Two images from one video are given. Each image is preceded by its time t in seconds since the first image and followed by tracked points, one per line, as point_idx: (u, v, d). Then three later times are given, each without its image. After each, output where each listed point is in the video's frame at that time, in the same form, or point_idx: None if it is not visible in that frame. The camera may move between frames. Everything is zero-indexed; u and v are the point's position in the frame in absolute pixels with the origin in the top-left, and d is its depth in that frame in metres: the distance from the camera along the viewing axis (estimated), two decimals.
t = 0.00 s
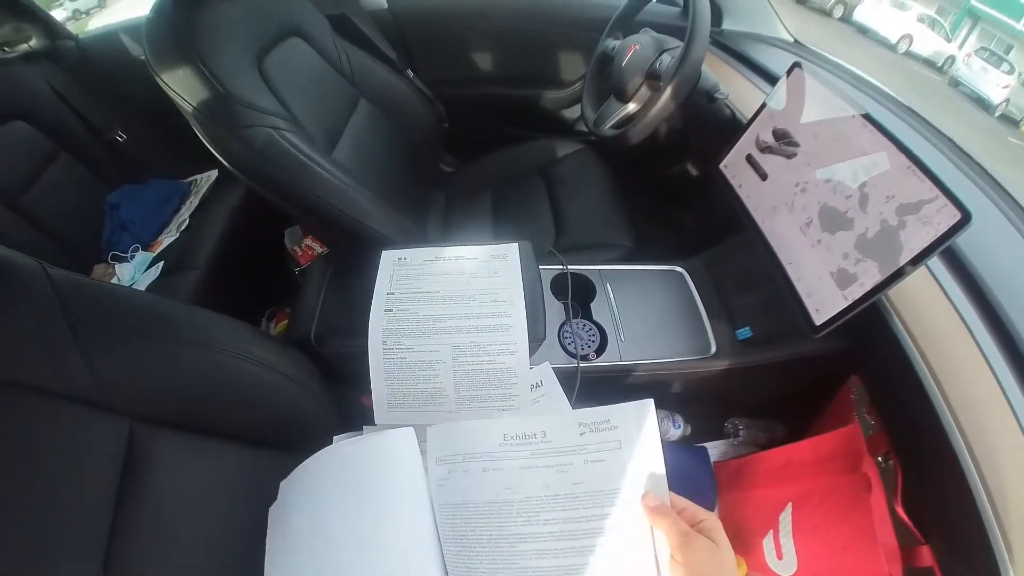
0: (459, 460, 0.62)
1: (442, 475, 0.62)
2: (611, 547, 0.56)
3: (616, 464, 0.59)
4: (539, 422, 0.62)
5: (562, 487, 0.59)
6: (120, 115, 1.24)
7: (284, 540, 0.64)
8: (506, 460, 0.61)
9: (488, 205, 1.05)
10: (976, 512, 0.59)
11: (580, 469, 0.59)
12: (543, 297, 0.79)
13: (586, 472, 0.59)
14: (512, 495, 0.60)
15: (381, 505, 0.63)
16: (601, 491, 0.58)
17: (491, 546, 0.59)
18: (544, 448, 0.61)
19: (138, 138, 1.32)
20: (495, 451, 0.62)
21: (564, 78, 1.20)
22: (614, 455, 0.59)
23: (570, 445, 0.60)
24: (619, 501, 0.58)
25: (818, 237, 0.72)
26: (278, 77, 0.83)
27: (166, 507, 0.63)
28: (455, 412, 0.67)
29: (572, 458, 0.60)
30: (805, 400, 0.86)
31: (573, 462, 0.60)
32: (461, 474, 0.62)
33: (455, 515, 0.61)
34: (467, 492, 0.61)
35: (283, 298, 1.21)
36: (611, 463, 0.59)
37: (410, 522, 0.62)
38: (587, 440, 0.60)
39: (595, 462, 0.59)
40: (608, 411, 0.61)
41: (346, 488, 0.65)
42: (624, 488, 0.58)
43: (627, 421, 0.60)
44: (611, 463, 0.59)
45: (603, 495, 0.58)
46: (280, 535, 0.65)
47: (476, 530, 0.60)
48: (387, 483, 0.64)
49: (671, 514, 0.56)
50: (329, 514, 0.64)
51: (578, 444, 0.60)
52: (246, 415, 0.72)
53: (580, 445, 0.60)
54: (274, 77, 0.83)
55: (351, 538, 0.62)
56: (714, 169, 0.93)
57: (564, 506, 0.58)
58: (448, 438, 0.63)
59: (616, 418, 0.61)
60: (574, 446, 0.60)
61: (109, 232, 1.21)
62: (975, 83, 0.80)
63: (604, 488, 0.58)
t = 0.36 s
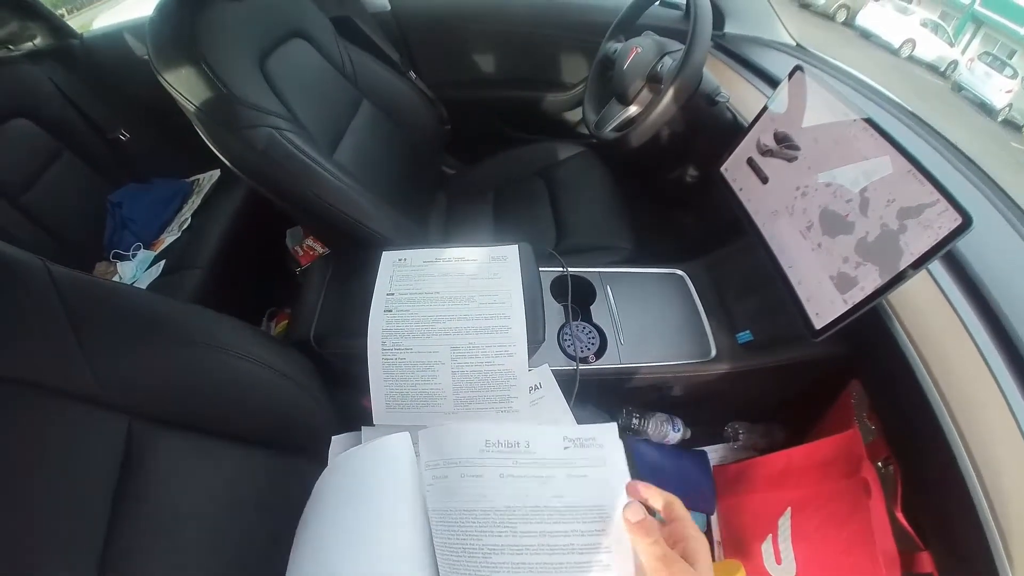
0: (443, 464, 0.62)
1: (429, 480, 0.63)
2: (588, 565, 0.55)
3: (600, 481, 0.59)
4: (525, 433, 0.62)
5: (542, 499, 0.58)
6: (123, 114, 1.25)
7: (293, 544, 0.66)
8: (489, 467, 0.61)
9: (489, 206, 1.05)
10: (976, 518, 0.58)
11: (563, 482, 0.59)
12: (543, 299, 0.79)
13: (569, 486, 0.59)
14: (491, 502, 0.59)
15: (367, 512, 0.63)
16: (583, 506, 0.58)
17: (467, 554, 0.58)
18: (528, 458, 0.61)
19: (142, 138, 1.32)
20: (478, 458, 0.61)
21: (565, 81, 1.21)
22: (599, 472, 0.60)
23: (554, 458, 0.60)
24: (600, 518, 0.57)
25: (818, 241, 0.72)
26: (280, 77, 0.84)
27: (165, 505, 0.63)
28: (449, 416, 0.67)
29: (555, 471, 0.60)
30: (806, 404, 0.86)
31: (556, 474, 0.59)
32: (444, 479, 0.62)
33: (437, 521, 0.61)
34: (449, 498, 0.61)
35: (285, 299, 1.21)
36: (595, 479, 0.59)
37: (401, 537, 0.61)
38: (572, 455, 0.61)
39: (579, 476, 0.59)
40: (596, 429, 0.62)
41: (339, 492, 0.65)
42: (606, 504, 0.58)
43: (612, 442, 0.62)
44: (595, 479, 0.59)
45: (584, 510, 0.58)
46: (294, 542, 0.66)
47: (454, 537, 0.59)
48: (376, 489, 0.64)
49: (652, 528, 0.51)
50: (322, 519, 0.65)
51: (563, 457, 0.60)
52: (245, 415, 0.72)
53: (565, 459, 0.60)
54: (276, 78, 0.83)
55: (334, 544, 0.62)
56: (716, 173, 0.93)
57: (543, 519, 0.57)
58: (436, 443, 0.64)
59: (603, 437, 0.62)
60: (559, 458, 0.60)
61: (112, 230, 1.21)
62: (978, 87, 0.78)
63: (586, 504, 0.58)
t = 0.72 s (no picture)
0: (451, 463, 0.63)
1: (433, 477, 0.63)
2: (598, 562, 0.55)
3: (608, 477, 0.58)
4: (532, 429, 0.62)
5: (550, 497, 0.58)
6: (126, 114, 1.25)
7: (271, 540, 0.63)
8: (497, 465, 0.61)
9: (491, 208, 1.05)
10: (979, 522, 0.58)
11: (570, 478, 0.59)
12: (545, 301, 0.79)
13: (576, 482, 0.58)
14: (500, 501, 0.59)
15: (367, 509, 0.62)
16: (590, 503, 0.57)
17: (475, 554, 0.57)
18: (534, 455, 0.60)
19: (145, 137, 1.32)
20: (486, 456, 0.62)
21: (569, 84, 1.21)
22: (607, 467, 0.59)
23: (562, 454, 0.60)
24: (608, 514, 0.57)
25: (821, 244, 0.72)
26: (285, 77, 0.84)
27: (164, 504, 0.63)
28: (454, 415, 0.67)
29: (562, 467, 0.59)
30: (808, 409, 0.86)
31: (563, 471, 0.59)
32: (452, 478, 0.62)
33: (443, 519, 0.60)
34: (457, 496, 0.61)
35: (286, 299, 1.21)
36: (602, 475, 0.58)
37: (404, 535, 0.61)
38: (579, 450, 0.60)
39: (586, 473, 0.59)
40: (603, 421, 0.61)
41: (332, 488, 0.63)
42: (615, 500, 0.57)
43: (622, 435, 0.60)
44: (603, 475, 0.58)
45: (591, 506, 0.57)
46: (272, 538, 0.63)
47: (462, 536, 0.59)
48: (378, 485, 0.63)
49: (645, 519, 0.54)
50: (312, 518, 0.62)
51: (570, 453, 0.60)
52: (246, 414, 0.72)
53: (572, 454, 0.60)
54: (281, 78, 0.83)
55: (328, 543, 0.60)
56: (719, 176, 0.93)
57: (550, 517, 0.57)
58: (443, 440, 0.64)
59: (611, 430, 0.60)
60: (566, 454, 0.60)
61: (114, 229, 1.21)
62: (981, 91, 0.77)
63: (593, 500, 0.57)
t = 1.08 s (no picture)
0: (419, 463, 0.60)
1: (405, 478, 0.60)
2: (581, 550, 0.55)
3: (583, 464, 0.57)
4: (499, 421, 0.59)
5: (523, 490, 0.56)
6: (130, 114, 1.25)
7: (276, 539, 0.64)
8: (465, 461, 0.58)
9: (494, 211, 1.05)
10: (979, 526, 0.58)
11: (542, 469, 0.57)
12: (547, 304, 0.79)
13: (549, 472, 0.57)
14: (472, 499, 0.57)
15: (355, 512, 0.62)
16: (566, 493, 0.56)
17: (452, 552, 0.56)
18: (503, 448, 0.58)
19: (148, 137, 1.33)
20: (454, 452, 0.59)
21: (572, 86, 1.21)
22: (581, 453, 0.57)
23: (531, 445, 0.58)
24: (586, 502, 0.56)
25: (824, 248, 0.72)
26: (289, 79, 0.84)
27: (166, 505, 0.63)
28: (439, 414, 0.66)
29: (533, 458, 0.57)
30: (809, 413, 0.86)
31: (534, 462, 0.57)
32: (422, 478, 0.59)
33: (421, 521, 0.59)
34: (427, 497, 0.58)
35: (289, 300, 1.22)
36: (576, 463, 0.57)
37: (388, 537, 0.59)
38: (549, 438, 0.58)
39: (559, 462, 0.57)
40: (571, 406, 0.59)
41: (333, 489, 0.64)
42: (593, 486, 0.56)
43: (591, 417, 0.59)
44: (577, 463, 0.57)
45: (567, 496, 0.56)
46: (275, 537, 0.64)
47: (437, 536, 0.57)
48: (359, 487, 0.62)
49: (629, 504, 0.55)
50: (312, 517, 0.63)
51: (541, 443, 0.58)
52: (249, 416, 0.72)
53: (542, 444, 0.58)
54: (286, 80, 0.83)
55: (329, 544, 0.61)
56: (722, 179, 0.93)
57: (525, 510, 0.56)
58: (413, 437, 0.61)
59: (580, 415, 0.59)
60: (536, 444, 0.58)
61: (116, 228, 1.22)
62: (982, 95, 0.77)
63: (570, 490, 0.56)
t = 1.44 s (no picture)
0: (427, 464, 0.61)
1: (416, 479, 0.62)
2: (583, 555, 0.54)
3: (588, 470, 0.57)
4: (505, 424, 0.60)
5: (525, 496, 0.56)
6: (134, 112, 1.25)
7: (276, 538, 0.64)
8: (472, 464, 0.59)
9: (497, 213, 1.05)
10: (982, 528, 0.58)
11: (548, 474, 0.57)
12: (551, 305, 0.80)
13: (554, 477, 0.56)
14: (477, 501, 0.57)
15: (360, 511, 0.62)
16: (570, 498, 0.56)
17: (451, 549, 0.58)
18: (510, 452, 0.58)
19: (152, 136, 1.33)
20: (461, 454, 0.60)
21: (576, 88, 1.21)
22: (587, 459, 0.57)
23: (538, 448, 0.58)
24: (591, 508, 0.55)
25: (828, 251, 0.72)
26: (294, 78, 0.84)
27: (168, 504, 0.63)
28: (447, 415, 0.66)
29: (540, 462, 0.57)
30: (812, 415, 0.86)
31: (540, 466, 0.57)
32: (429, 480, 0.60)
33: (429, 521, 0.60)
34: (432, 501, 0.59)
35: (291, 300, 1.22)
36: (582, 468, 0.57)
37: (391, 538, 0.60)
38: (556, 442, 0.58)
39: (565, 467, 0.57)
40: (579, 409, 0.58)
41: (335, 489, 0.64)
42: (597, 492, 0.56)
43: (598, 420, 0.58)
44: (582, 468, 0.57)
45: (571, 503, 0.55)
46: (277, 536, 0.64)
47: (444, 538, 0.58)
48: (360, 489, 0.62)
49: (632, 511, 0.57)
50: (315, 517, 0.63)
51: (548, 447, 0.58)
52: (252, 415, 0.72)
53: (549, 448, 0.58)
54: (291, 79, 0.83)
55: (334, 544, 0.61)
56: (725, 182, 0.93)
57: (528, 515, 0.56)
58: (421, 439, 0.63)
59: (588, 417, 0.58)
60: (539, 449, 0.58)
61: (119, 226, 1.21)
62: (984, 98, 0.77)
63: (574, 495, 0.56)
